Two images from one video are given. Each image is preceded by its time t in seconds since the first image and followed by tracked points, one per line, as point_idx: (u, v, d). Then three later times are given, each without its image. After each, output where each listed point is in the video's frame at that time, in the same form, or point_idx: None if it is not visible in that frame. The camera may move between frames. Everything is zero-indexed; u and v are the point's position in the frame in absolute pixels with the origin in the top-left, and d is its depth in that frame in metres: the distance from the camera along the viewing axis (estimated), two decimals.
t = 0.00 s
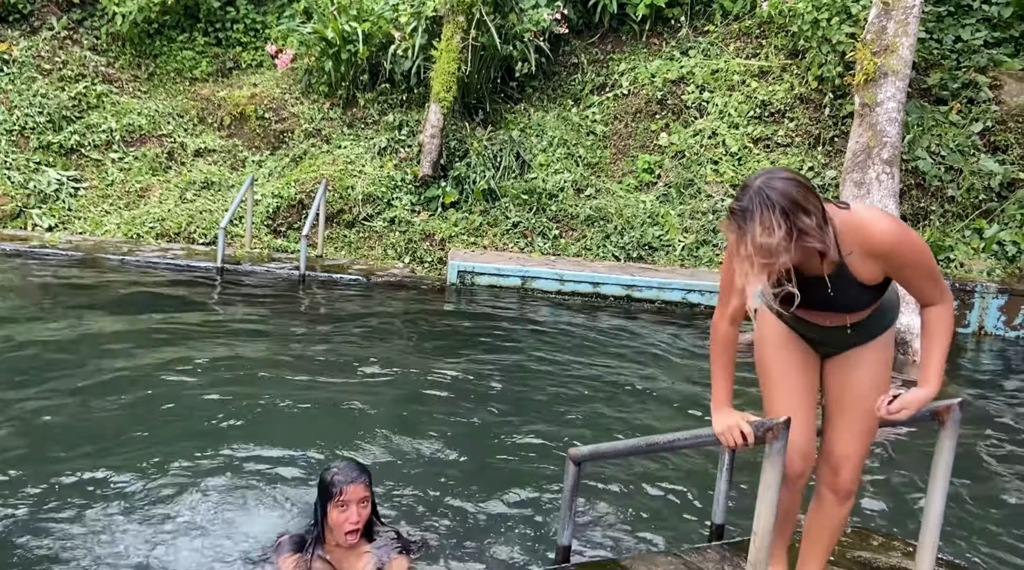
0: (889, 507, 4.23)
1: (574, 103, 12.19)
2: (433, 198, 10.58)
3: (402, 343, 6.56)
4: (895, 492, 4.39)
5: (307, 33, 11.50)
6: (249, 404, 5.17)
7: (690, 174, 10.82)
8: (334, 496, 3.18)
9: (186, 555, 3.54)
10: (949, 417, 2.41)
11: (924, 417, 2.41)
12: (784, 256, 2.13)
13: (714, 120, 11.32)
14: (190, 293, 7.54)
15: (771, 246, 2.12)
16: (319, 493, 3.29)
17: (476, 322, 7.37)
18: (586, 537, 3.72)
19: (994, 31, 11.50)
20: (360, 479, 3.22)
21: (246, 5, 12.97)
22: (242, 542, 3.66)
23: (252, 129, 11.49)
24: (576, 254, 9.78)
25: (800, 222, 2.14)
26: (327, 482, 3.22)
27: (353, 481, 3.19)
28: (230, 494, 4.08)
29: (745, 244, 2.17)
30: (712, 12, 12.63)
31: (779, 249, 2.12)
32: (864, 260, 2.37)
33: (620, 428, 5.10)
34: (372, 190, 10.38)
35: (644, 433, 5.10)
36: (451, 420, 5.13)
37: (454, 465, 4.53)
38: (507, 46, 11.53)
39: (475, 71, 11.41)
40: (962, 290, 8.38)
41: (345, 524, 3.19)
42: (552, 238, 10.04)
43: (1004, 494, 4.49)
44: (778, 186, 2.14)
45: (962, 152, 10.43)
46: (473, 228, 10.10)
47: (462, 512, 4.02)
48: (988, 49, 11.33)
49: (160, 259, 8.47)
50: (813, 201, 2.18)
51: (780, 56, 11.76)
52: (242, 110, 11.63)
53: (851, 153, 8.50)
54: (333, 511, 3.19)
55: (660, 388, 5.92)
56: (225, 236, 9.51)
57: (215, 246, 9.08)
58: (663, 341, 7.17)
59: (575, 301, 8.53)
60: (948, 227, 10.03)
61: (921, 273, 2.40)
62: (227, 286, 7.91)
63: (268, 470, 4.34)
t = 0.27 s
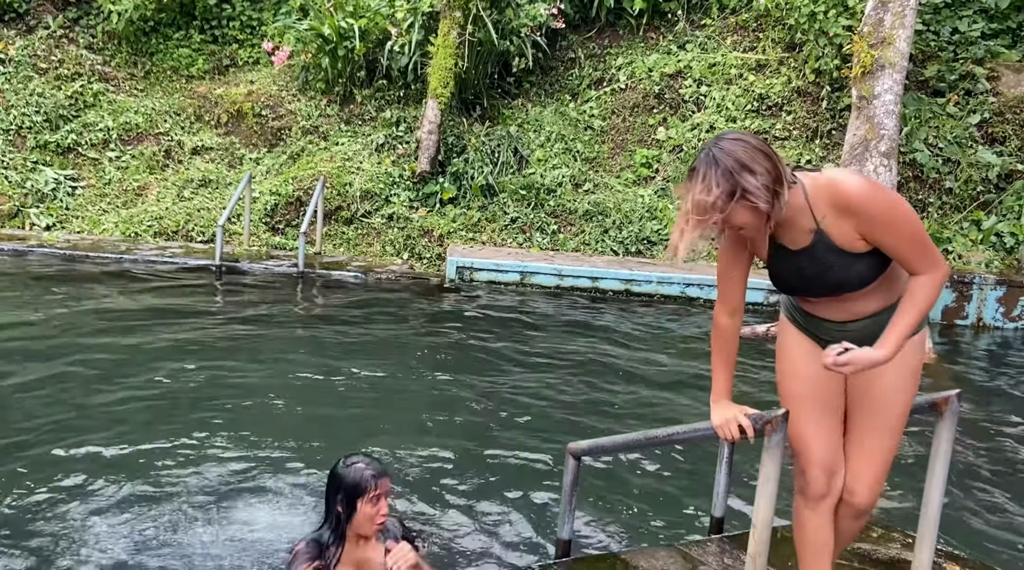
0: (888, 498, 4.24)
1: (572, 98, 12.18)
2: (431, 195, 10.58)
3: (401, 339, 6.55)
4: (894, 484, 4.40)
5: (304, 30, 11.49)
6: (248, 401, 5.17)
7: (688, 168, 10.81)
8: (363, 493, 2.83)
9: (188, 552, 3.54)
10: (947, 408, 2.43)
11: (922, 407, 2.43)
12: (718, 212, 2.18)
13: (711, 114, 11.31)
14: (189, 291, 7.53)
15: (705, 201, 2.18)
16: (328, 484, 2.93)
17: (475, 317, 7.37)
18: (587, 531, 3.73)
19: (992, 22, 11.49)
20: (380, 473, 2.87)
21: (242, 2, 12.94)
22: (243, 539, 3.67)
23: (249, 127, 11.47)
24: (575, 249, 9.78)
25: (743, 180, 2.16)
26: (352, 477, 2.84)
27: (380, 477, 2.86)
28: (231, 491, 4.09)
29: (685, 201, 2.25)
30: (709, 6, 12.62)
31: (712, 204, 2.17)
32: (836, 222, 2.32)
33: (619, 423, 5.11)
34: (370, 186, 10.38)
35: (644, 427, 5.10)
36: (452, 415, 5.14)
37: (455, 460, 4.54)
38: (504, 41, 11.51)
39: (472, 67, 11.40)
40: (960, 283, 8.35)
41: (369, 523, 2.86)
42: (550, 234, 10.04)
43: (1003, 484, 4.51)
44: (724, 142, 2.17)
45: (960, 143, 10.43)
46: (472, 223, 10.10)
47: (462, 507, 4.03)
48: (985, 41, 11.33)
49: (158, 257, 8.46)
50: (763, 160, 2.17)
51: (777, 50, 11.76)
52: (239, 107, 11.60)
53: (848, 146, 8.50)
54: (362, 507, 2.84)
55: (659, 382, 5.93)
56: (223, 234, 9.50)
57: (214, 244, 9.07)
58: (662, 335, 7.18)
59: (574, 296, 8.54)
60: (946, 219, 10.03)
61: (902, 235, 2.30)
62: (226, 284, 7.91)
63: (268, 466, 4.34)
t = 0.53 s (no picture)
0: (890, 489, 4.25)
1: (571, 91, 12.16)
2: (431, 189, 10.56)
3: (402, 334, 6.55)
4: (896, 475, 4.41)
5: (301, 25, 11.48)
6: (250, 398, 5.17)
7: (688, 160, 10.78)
8: (396, 503, 3.17)
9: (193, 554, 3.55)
10: (949, 398, 2.38)
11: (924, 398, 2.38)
12: (679, 189, 2.23)
13: (711, 105, 11.30)
14: (190, 288, 7.53)
15: (666, 181, 2.25)
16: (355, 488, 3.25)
17: (476, 311, 7.37)
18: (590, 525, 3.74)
19: (991, 11, 11.47)
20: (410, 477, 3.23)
21: None
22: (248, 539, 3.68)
23: (248, 123, 11.44)
24: (575, 242, 9.78)
25: (699, 156, 2.21)
26: (386, 491, 3.16)
27: (411, 484, 3.21)
28: (235, 491, 4.09)
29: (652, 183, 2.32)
30: None
31: (672, 182, 2.23)
32: (800, 196, 2.34)
33: (621, 416, 5.11)
34: (370, 181, 10.37)
35: (646, 421, 5.10)
36: (454, 409, 5.15)
37: (458, 455, 4.54)
38: (502, 34, 11.49)
39: (470, 60, 11.37)
40: (961, 272, 8.34)
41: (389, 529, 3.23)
42: (551, 227, 10.03)
43: (1005, 473, 4.52)
44: (681, 123, 2.24)
45: (960, 133, 10.42)
46: (471, 217, 10.09)
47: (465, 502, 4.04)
48: (985, 30, 11.31)
49: (158, 254, 8.46)
50: (720, 136, 2.22)
51: (776, 41, 11.75)
52: (237, 103, 11.58)
53: (848, 136, 8.48)
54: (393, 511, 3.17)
55: (661, 374, 5.93)
56: (223, 230, 9.50)
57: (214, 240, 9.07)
58: (663, 328, 7.18)
59: (575, 289, 8.54)
60: (947, 209, 10.02)
61: (864, 197, 2.28)
62: (226, 281, 7.90)
63: (272, 465, 4.35)
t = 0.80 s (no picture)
0: (892, 478, 4.25)
1: (570, 84, 12.13)
2: (430, 183, 10.55)
3: (403, 329, 6.55)
4: (899, 464, 4.41)
5: (300, 21, 11.48)
6: (253, 394, 5.17)
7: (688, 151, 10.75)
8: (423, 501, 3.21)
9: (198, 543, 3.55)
10: (951, 387, 2.35)
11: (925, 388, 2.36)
12: (629, 185, 1.99)
13: (710, 97, 11.28)
14: (191, 285, 7.54)
15: (618, 177, 2.01)
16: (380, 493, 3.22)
17: (477, 305, 7.38)
18: (594, 517, 3.75)
19: None
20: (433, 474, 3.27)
21: None
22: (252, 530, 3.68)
23: (248, 119, 11.44)
24: (576, 235, 9.77)
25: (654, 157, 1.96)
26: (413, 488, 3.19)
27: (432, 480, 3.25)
28: (240, 482, 4.10)
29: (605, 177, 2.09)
30: None
31: (624, 178, 2.00)
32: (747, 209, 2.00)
33: (623, 408, 5.11)
34: (370, 176, 10.37)
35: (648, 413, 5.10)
36: (456, 403, 5.15)
37: (461, 449, 4.55)
38: (500, 28, 11.48)
39: (469, 54, 11.36)
40: (963, 262, 8.35)
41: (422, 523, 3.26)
42: (551, 220, 10.01)
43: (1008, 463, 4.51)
44: (643, 122, 2.00)
45: (961, 122, 10.40)
46: (472, 212, 10.08)
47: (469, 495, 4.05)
48: (985, 18, 11.28)
49: (159, 251, 8.46)
50: (678, 138, 1.95)
51: (776, 31, 11.74)
52: (237, 99, 11.57)
53: (849, 126, 8.46)
54: (421, 513, 3.19)
55: (662, 367, 5.93)
56: (224, 227, 9.50)
57: (215, 237, 9.07)
58: (664, 320, 7.17)
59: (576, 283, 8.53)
60: (948, 198, 10.00)
61: (806, 198, 1.94)
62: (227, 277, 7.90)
63: (276, 459, 4.36)
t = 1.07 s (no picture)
0: (899, 467, 4.25)
1: (571, 77, 12.11)
2: (433, 178, 10.55)
3: (408, 324, 6.57)
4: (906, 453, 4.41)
5: (301, 18, 11.50)
6: (260, 390, 5.20)
7: (690, 143, 10.74)
8: (414, 489, 3.27)
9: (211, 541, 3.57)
10: (958, 374, 2.36)
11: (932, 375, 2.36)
12: (585, 222, 2.16)
13: (712, 88, 11.27)
14: (196, 283, 7.56)
15: (574, 212, 2.18)
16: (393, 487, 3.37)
17: (481, 300, 7.39)
18: (602, 509, 3.76)
19: None
20: (436, 468, 3.32)
21: None
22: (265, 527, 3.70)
23: (250, 117, 11.46)
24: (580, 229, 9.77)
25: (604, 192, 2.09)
26: (403, 477, 3.31)
27: (429, 470, 3.29)
28: (250, 479, 4.12)
29: (564, 208, 2.25)
30: None
31: (579, 214, 2.16)
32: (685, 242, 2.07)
33: (629, 401, 5.13)
34: (372, 172, 10.37)
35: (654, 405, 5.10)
36: (462, 397, 5.17)
37: (468, 442, 4.56)
38: (501, 22, 11.48)
39: (470, 48, 11.36)
40: (968, 250, 8.34)
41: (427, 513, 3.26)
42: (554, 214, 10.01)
43: (1014, 451, 4.51)
44: (596, 155, 2.13)
45: (963, 109, 10.37)
46: (475, 206, 10.08)
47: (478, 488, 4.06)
48: (987, 5, 11.25)
49: (164, 250, 8.49)
50: (627, 173, 2.08)
51: (777, 21, 11.72)
52: (239, 97, 11.59)
53: (851, 115, 8.44)
54: (415, 502, 3.26)
55: (667, 359, 5.93)
56: (228, 225, 9.52)
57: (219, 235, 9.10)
58: (669, 312, 7.17)
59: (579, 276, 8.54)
60: (952, 186, 9.97)
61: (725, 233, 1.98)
62: (232, 275, 7.93)
63: (286, 454, 4.38)
